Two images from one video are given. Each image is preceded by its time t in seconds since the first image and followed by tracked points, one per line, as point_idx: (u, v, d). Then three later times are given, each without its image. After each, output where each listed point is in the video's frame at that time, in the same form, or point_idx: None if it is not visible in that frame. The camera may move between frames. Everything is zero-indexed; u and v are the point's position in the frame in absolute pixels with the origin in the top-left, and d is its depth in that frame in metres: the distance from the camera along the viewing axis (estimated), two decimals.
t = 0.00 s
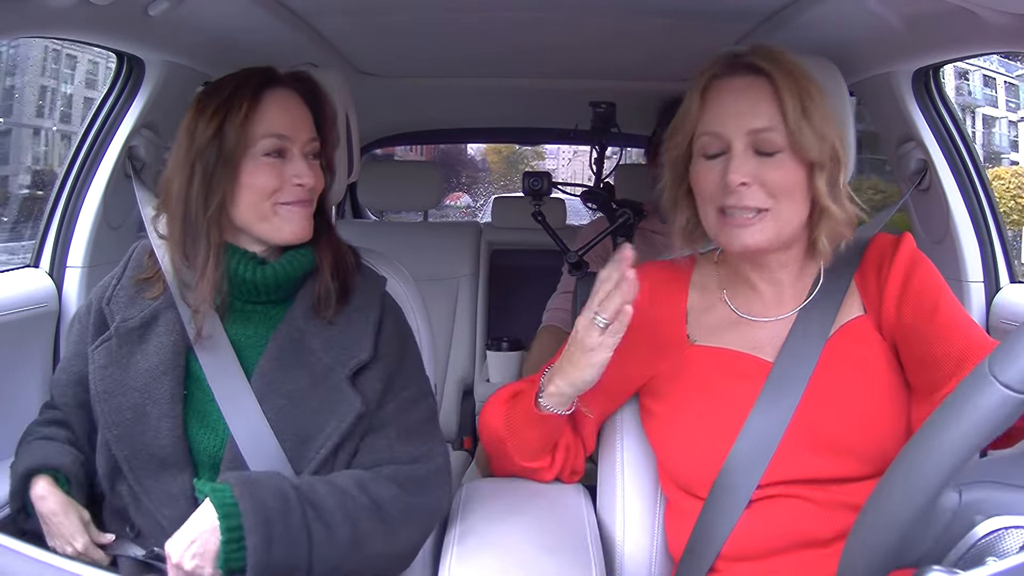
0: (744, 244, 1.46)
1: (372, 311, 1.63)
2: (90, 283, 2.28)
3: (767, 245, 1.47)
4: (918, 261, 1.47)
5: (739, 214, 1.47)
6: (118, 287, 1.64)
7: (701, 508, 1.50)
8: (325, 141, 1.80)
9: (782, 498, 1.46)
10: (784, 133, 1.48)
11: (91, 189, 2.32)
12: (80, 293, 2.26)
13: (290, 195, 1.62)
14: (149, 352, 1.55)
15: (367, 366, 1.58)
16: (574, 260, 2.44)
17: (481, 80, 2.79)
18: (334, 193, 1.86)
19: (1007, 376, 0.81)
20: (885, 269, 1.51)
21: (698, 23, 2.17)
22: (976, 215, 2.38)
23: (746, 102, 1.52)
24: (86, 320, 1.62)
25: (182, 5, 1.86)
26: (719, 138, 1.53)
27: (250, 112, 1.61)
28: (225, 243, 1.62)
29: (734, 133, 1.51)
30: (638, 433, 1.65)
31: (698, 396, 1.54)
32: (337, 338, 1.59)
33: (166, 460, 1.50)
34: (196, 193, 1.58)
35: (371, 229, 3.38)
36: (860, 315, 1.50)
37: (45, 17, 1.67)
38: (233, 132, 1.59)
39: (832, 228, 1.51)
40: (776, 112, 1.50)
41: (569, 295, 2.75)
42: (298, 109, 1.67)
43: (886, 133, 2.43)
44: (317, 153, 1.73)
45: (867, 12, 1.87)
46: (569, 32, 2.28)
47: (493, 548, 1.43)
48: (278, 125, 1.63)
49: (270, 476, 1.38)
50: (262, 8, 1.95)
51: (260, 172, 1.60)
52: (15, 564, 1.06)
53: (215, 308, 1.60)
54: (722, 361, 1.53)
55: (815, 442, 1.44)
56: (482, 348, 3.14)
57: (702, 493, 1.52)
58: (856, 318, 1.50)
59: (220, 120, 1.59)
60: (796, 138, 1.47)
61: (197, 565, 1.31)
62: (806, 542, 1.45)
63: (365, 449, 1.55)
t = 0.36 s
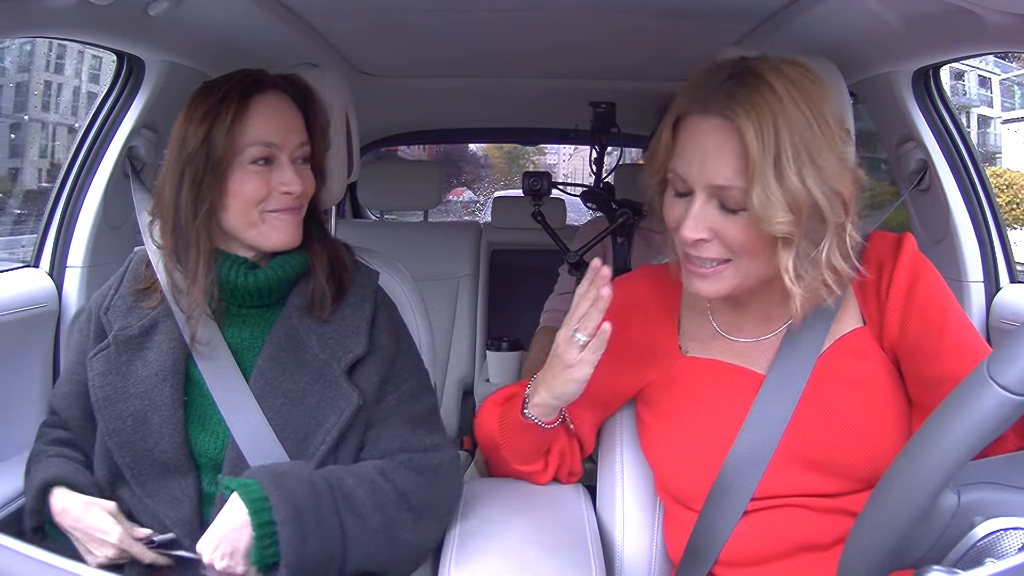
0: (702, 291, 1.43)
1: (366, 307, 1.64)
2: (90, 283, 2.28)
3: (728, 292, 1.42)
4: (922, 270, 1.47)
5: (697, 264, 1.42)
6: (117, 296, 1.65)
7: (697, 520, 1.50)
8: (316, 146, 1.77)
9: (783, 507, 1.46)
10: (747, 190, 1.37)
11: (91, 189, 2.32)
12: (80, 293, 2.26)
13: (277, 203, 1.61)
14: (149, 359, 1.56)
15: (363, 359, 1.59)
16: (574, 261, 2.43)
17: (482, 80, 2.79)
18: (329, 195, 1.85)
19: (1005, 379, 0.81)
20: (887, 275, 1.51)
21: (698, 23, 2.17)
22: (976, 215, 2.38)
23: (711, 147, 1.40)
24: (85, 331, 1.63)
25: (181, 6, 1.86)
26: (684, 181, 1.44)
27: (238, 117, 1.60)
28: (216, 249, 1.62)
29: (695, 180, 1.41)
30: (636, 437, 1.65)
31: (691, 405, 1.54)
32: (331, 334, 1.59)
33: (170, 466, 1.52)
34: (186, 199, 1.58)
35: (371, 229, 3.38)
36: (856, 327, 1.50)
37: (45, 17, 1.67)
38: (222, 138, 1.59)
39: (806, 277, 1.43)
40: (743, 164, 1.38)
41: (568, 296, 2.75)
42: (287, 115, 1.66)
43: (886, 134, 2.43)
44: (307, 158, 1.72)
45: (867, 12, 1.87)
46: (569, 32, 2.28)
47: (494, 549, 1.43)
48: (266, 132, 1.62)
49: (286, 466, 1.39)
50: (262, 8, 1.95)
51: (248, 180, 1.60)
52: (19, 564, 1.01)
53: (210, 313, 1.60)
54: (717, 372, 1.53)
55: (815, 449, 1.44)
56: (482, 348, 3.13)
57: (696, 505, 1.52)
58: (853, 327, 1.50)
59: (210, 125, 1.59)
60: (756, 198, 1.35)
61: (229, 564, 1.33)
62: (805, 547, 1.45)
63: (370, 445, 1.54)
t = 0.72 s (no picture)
0: (720, 281, 1.43)
1: (353, 298, 1.64)
2: (90, 283, 2.28)
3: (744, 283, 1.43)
4: (922, 273, 1.47)
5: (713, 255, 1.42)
6: (111, 308, 1.64)
7: (698, 519, 1.50)
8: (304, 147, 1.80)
9: (783, 506, 1.46)
10: (759, 178, 1.38)
11: (91, 189, 2.32)
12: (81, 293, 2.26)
13: (266, 199, 1.62)
14: (149, 364, 1.56)
15: (353, 346, 1.59)
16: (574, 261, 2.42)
17: (482, 80, 2.79)
18: (326, 193, 1.86)
19: (1005, 381, 0.81)
20: (889, 279, 1.51)
21: (699, 23, 2.17)
22: (976, 215, 2.38)
23: (722, 140, 1.41)
24: (80, 341, 1.62)
25: (181, 6, 1.86)
26: (696, 174, 1.45)
27: (229, 115, 1.61)
28: (203, 247, 1.62)
29: (707, 172, 1.42)
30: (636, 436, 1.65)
31: (686, 401, 1.55)
32: (321, 325, 1.60)
33: (174, 469, 1.52)
34: (175, 195, 1.59)
35: (371, 229, 3.38)
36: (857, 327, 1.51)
37: (45, 17, 1.67)
38: (212, 135, 1.60)
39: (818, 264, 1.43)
40: (753, 153, 1.39)
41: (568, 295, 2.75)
42: (277, 114, 1.68)
43: (885, 134, 2.43)
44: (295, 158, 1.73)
45: (867, 12, 1.87)
46: (570, 32, 2.28)
47: (495, 549, 1.43)
48: (255, 129, 1.64)
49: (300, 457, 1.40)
50: (262, 8, 1.95)
51: (236, 176, 1.61)
52: (17, 562, 1.02)
53: (201, 310, 1.60)
54: (715, 373, 1.53)
55: (815, 448, 1.44)
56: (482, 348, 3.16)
57: (698, 504, 1.51)
58: (854, 330, 1.50)
59: (200, 122, 1.60)
60: (769, 185, 1.36)
61: None
62: (805, 546, 1.45)
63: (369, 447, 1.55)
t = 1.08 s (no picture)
0: (737, 265, 1.46)
1: (345, 291, 1.65)
2: (90, 283, 2.28)
3: (761, 264, 1.46)
4: (926, 272, 1.47)
5: (728, 239, 1.46)
6: (106, 310, 1.64)
7: (697, 518, 1.51)
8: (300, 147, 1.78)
9: (785, 504, 1.46)
10: (764, 159, 1.41)
11: (91, 189, 2.32)
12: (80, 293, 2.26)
13: (267, 205, 1.62)
14: (144, 367, 1.56)
15: (349, 340, 1.59)
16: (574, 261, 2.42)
17: (482, 80, 2.79)
18: (326, 191, 1.85)
19: (998, 386, 0.81)
20: (893, 279, 1.51)
21: (699, 24, 2.17)
22: (976, 215, 2.37)
23: (724, 127, 1.45)
24: (76, 345, 1.62)
25: (181, 6, 1.86)
26: (702, 163, 1.49)
27: (227, 121, 1.60)
28: (204, 253, 1.62)
29: (714, 159, 1.46)
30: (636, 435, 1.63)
31: (688, 398, 1.53)
32: (316, 317, 1.60)
33: (172, 471, 1.52)
34: (174, 203, 1.57)
35: (371, 230, 3.38)
36: (861, 327, 1.51)
37: (45, 17, 1.67)
38: (211, 142, 1.58)
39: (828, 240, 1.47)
40: (755, 136, 1.42)
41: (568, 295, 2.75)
42: (274, 118, 1.66)
43: (886, 134, 2.43)
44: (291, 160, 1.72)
45: (867, 12, 1.87)
46: (570, 32, 2.28)
47: (494, 549, 1.43)
48: (254, 135, 1.62)
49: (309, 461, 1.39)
50: (262, 8, 1.95)
51: (237, 183, 1.60)
52: (17, 562, 1.01)
53: (200, 312, 1.60)
54: (716, 371, 1.53)
55: (816, 447, 1.44)
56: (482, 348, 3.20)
57: (699, 503, 1.52)
58: (859, 328, 1.50)
59: (197, 129, 1.58)
60: (774, 165, 1.40)
61: None
62: (807, 544, 1.45)
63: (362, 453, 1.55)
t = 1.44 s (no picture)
0: (757, 249, 1.51)
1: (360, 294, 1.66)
2: (90, 283, 2.28)
3: (781, 246, 1.50)
4: (932, 275, 1.47)
5: (747, 222, 1.51)
6: (114, 306, 1.64)
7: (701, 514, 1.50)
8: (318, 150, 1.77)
9: (784, 503, 1.46)
10: (771, 138, 1.49)
11: (91, 189, 2.32)
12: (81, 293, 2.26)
13: (290, 210, 1.61)
14: (153, 368, 1.56)
15: (363, 346, 1.60)
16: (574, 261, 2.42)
17: (482, 80, 2.79)
18: (330, 191, 1.87)
19: (1009, 375, 0.79)
20: (900, 282, 1.51)
21: (699, 24, 2.17)
22: (976, 215, 2.37)
23: (731, 115, 1.54)
24: (84, 342, 1.61)
25: (182, 6, 1.86)
26: (714, 152, 1.56)
27: (252, 125, 1.59)
28: (224, 256, 1.61)
29: (725, 145, 1.53)
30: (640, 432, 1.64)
31: (699, 400, 1.53)
32: (330, 324, 1.60)
33: (180, 473, 1.52)
34: (196, 207, 1.57)
35: (371, 230, 3.38)
36: (870, 329, 1.51)
37: (46, 17, 1.67)
38: (236, 147, 1.57)
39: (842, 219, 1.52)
40: (759, 119, 1.50)
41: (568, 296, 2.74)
42: (296, 122, 1.65)
43: (886, 134, 2.43)
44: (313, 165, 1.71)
45: (867, 12, 1.87)
46: (570, 32, 2.28)
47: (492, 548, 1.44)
48: (278, 140, 1.61)
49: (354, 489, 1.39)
50: (263, 8, 1.95)
51: (261, 188, 1.59)
52: (17, 562, 0.96)
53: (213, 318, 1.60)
54: (725, 370, 1.53)
55: (817, 447, 1.44)
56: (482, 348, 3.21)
57: (703, 501, 1.52)
58: (865, 328, 1.51)
59: (222, 133, 1.57)
60: (781, 144, 1.47)
61: None
62: (805, 544, 1.45)
63: (353, 455, 1.54)
